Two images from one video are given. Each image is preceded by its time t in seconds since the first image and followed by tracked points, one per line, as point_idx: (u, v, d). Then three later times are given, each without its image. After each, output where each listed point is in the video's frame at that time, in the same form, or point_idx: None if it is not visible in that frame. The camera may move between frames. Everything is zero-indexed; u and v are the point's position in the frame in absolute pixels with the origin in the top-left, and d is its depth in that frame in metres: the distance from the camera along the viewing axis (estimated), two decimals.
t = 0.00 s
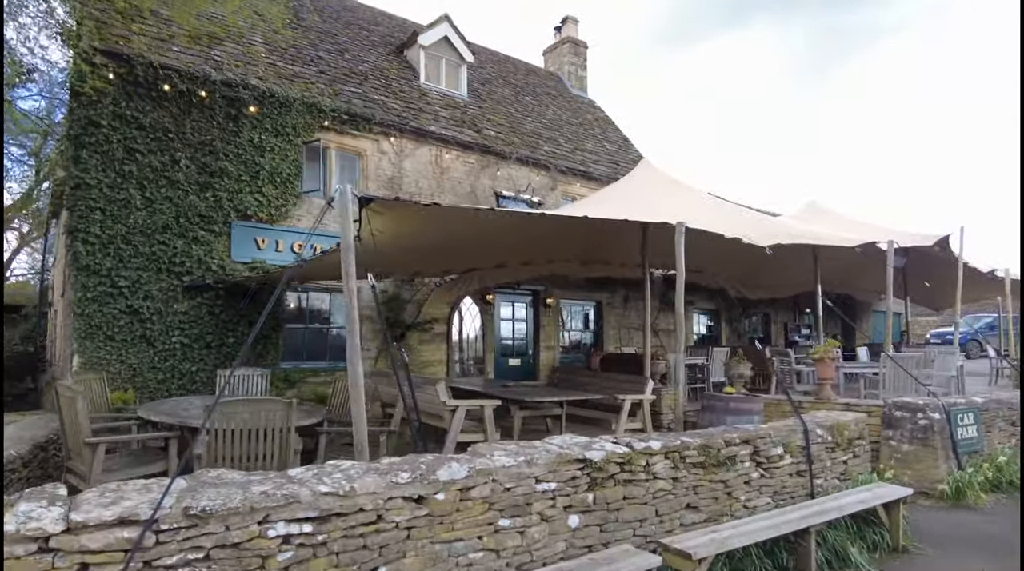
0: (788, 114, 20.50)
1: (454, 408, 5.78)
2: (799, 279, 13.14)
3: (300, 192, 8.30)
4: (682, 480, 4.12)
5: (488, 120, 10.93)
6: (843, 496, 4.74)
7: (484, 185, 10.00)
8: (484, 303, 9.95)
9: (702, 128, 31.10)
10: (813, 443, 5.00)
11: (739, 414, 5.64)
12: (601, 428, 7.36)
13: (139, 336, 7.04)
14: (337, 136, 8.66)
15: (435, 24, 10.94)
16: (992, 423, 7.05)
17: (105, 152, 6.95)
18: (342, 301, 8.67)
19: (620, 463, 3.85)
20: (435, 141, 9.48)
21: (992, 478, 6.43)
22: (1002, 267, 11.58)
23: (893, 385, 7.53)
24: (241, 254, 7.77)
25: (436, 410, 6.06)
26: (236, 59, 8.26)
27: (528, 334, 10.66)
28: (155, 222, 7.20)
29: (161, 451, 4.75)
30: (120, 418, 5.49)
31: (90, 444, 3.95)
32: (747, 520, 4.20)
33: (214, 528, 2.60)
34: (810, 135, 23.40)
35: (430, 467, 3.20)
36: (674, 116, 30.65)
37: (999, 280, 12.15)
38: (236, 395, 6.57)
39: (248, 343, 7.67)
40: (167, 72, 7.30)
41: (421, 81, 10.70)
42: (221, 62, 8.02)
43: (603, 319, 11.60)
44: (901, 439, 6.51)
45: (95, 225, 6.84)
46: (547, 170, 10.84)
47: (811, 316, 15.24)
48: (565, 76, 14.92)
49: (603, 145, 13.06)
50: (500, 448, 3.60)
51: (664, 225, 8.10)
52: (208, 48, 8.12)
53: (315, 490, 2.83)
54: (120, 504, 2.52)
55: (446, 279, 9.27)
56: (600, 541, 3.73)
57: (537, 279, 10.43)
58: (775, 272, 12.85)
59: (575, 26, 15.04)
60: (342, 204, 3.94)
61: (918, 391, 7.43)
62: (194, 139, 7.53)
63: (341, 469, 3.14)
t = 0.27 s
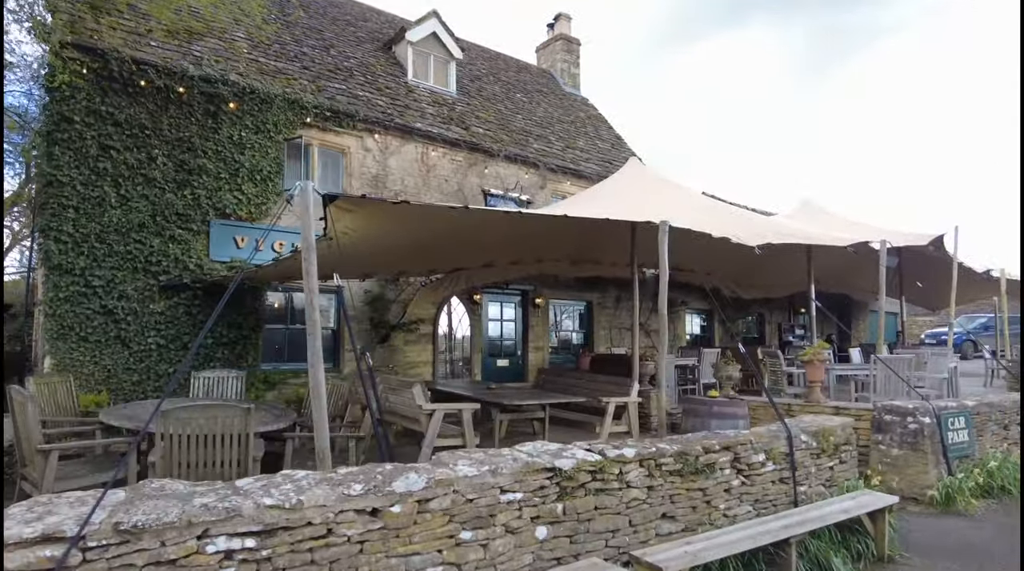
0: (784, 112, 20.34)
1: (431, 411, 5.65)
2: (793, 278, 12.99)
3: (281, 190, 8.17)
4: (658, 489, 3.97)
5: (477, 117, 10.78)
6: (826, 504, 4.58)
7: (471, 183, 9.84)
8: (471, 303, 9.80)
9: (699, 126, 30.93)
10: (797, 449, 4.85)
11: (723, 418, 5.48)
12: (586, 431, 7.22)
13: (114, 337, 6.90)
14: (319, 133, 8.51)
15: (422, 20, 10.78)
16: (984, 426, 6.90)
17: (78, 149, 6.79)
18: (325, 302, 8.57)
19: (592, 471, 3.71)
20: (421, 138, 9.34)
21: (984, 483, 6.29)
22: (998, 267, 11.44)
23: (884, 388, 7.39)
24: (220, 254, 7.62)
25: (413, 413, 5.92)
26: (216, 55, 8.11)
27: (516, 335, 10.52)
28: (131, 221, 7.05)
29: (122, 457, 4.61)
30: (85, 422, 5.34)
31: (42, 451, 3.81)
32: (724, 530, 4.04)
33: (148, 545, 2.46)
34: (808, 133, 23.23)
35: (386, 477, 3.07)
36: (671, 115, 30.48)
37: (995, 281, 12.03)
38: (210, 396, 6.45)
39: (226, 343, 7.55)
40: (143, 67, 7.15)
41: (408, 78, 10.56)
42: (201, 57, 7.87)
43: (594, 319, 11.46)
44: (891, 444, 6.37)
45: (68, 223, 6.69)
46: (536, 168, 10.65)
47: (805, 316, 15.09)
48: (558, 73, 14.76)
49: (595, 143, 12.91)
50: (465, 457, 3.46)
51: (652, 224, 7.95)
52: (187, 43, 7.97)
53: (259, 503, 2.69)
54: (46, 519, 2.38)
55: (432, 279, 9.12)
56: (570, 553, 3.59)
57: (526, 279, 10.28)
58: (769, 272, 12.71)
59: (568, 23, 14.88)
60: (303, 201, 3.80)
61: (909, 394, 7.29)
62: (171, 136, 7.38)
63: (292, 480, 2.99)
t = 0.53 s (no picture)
0: (779, 109, 20.19)
1: (404, 410, 5.52)
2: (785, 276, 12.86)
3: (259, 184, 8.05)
4: (626, 490, 3.84)
5: (463, 112, 10.64)
6: (804, 506, 4.44)
7: (456, 179, 9.71)
8: (456, 300, 9.67)
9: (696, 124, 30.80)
10: (775, 449, 4.72)
11: (702, 417, 5.35)
12: (567, 430, 7.09)
13: (85, 334, 6.76)
14: (299, 127, 8.37)
15: (408, 14, 10.64)
16: (972, 426, 6.78)
17: (49, 142, 6.65)
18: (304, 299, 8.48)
19: (556, 472, 3.58)
20: (404, 133, 9.21)
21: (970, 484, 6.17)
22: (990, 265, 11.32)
23: (871, 387, 7.27)
24: (196, 250, 7.49)
25: (386, 412, 5.79)
26: (194, 47, 7.96)
27: (503, 332, 10.37)
28: (103, 216, 6.91)
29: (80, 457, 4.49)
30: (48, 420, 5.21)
31: None
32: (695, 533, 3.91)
33: (68, 549, 2.32)
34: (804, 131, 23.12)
35: (333, 478, 2.94)
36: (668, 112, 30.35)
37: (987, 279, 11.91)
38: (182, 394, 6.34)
39: (201, 341, 7.44)
40: (116, 58, 7.00)
41: (393, 72, 10.43)
42: (177, 49, 7.72)
43: (582, 317, 11.33)
44: (876, 443, 6.24)
45: (37, 218, 6.55)
46: (523, 164, 10.51)
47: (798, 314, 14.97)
48: (549, 69, 14.62)
49: (585, 139, 12.78)
50: (421, 456, 3.34)
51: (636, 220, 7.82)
52: (163, 35, 7.83)
53: (193, 504, 2.56)
54: None
55: (415, 276, 8.99)
56: (533, 556, 3.47)
57: (512, 276, 10.15)
58: (760, 269, 12.57)
59: (560, 19, 14.73)
60: (257, 189, 3.68)
61: (896, 393, 7.16)
62: (146, 129, 7.23)
63: (234, 480, 2.87)
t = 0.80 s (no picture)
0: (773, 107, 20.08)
1: (373, 409, 5.39)
2: (777, 274, 12.72)
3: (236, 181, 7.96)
4: (590, 491, 3.71)
5: (448, 108, 10.51)
6: (779, 507, 4.28)
7: (440, 175, 9.58)
8: (440, 298, 9.54)
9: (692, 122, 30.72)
10: (751, 449, 4.57)
11: (678, 417, 5.23)
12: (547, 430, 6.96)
13: (55, 331, 6.63)
14: (278, 122, 8.28)
15: (392, 9, 10.52)
16: (959, 425, 6.65)
17: (16, 136, 6.51)
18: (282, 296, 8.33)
19: (514, 473, 3.45)
20: (386, 128, 9.09)
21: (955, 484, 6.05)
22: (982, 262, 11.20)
23: (857, 385, 7.15)
24: (171, 247, 7.33)
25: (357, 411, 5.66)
26: (169, 41, 7.83)
27: (488, 330, 10.23)
28: (74, 211, 6.77)
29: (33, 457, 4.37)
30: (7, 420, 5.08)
31: None
32: (662, 536, 3.76)
33: None
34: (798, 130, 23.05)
35: (271, 479, 2.82)
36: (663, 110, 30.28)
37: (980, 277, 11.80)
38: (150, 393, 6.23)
39: (175, 339, 7.30)
40: (86, 51, 6.87)
41: (377, 68, 10.32)
42: (152, 43, 7.59)
43: (570, 315, 11.20)
44: (860, 443, 6.10)
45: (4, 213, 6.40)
46: (509, 160, 10.38)
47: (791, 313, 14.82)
48: (539, 65, 14.49)
49: (573, 135, 12.65)
50: (370, 458, 3.22)
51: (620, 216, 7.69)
52: (138, 28, 7.70)
53: (115, 507, 2.43)
54: None
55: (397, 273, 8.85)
56: (489, 560, 3.34)
57: (497, 273, 10.02)
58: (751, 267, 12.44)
59: (550, 15, 14.61)
60: (204, 176, 3.56)
61: (883, 391, 7.03)
62: (118, 124, 7.09)
63: (167, 481, 2.74)
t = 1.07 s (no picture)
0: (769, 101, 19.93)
1: (345, 408, 5.28)
2: (769, 270, 12.59)
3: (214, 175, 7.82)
4: (556, 494, 3.58)
5: (435, 102, 10.37)
6: (756, 510, 4.12)
7: (425, 170, 9.44)
8: (425, 295, 9.40)
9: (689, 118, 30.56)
10: (728, 450, 4.44)
11: (657, 416, 5.10)
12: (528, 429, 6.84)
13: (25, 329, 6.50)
14: (258, 116, 8.13)
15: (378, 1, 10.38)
16: (948, 424, 6.52)
17: None
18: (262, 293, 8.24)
19: (474, 476, 3.33)
20: (369, 122, 8.96)
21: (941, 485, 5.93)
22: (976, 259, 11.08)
23: (845, 383, 7.03)
24: (146, 243, 7.23)
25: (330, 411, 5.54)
26: (145, 34, 7.69)
27: (475, 328, 10.10)
28: (45, 207, 6.64)
29: None
30: None
31: None
32: (630, 541, 3.63)
33: None
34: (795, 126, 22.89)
35: (209, 484, 2.69)
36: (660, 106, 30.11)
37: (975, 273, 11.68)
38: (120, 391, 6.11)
39: (151, 337, 7.16)
40: (57, 43, 6.72)
41: (362, 61, 10.18)
42: (126, 35, 7.45)
43: (559, 312, 11.07)
44: (846, 443, 5.97)
45: None
46: (496, 155, 10.24)
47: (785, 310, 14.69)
48: (530, 60, 14.34)
49: (564, 130, 12.51)
50: (321, 461, 3.10)
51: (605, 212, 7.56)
52: (113, 21, 7.56)
53: (35, 515, 2.31)
54: None
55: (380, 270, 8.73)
56: (447, 567, 3.22)
57: (484, 270, 9.89)
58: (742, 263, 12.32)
59: (541, 8, 14.45)
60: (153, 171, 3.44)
61: (871, 390, 6.91)
62: (91, 117, 6.95)
63: (99, 486, 2.61)
